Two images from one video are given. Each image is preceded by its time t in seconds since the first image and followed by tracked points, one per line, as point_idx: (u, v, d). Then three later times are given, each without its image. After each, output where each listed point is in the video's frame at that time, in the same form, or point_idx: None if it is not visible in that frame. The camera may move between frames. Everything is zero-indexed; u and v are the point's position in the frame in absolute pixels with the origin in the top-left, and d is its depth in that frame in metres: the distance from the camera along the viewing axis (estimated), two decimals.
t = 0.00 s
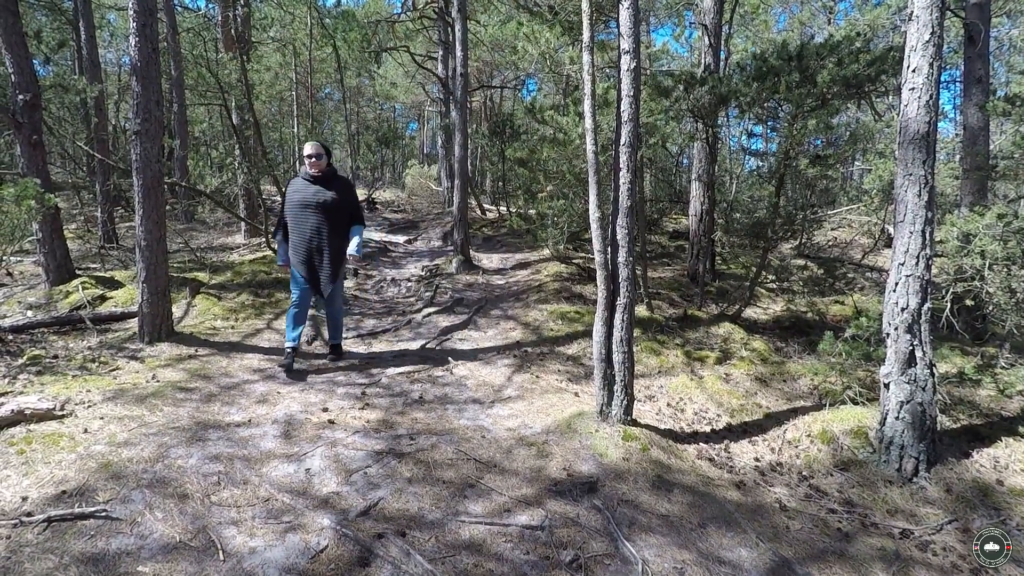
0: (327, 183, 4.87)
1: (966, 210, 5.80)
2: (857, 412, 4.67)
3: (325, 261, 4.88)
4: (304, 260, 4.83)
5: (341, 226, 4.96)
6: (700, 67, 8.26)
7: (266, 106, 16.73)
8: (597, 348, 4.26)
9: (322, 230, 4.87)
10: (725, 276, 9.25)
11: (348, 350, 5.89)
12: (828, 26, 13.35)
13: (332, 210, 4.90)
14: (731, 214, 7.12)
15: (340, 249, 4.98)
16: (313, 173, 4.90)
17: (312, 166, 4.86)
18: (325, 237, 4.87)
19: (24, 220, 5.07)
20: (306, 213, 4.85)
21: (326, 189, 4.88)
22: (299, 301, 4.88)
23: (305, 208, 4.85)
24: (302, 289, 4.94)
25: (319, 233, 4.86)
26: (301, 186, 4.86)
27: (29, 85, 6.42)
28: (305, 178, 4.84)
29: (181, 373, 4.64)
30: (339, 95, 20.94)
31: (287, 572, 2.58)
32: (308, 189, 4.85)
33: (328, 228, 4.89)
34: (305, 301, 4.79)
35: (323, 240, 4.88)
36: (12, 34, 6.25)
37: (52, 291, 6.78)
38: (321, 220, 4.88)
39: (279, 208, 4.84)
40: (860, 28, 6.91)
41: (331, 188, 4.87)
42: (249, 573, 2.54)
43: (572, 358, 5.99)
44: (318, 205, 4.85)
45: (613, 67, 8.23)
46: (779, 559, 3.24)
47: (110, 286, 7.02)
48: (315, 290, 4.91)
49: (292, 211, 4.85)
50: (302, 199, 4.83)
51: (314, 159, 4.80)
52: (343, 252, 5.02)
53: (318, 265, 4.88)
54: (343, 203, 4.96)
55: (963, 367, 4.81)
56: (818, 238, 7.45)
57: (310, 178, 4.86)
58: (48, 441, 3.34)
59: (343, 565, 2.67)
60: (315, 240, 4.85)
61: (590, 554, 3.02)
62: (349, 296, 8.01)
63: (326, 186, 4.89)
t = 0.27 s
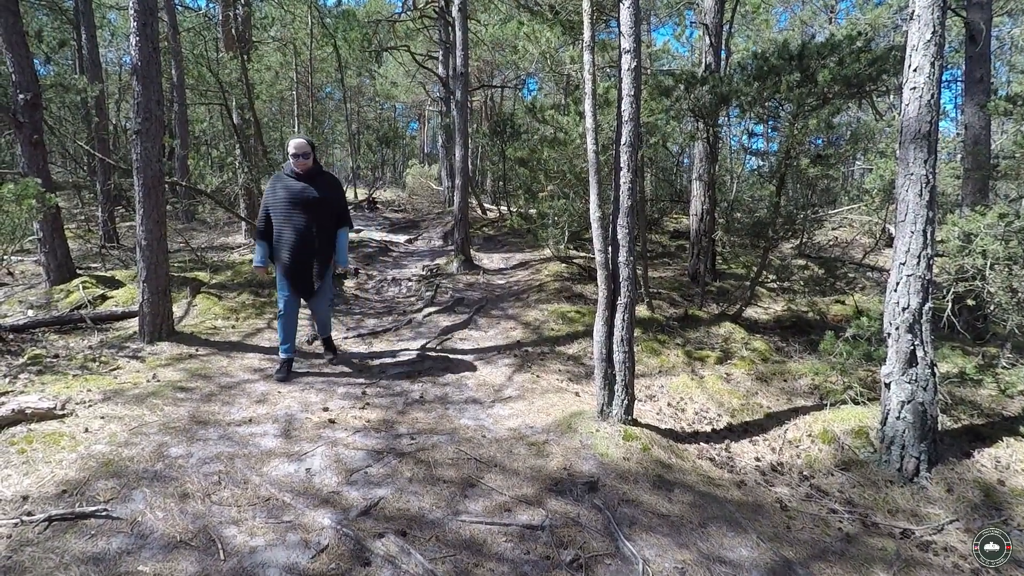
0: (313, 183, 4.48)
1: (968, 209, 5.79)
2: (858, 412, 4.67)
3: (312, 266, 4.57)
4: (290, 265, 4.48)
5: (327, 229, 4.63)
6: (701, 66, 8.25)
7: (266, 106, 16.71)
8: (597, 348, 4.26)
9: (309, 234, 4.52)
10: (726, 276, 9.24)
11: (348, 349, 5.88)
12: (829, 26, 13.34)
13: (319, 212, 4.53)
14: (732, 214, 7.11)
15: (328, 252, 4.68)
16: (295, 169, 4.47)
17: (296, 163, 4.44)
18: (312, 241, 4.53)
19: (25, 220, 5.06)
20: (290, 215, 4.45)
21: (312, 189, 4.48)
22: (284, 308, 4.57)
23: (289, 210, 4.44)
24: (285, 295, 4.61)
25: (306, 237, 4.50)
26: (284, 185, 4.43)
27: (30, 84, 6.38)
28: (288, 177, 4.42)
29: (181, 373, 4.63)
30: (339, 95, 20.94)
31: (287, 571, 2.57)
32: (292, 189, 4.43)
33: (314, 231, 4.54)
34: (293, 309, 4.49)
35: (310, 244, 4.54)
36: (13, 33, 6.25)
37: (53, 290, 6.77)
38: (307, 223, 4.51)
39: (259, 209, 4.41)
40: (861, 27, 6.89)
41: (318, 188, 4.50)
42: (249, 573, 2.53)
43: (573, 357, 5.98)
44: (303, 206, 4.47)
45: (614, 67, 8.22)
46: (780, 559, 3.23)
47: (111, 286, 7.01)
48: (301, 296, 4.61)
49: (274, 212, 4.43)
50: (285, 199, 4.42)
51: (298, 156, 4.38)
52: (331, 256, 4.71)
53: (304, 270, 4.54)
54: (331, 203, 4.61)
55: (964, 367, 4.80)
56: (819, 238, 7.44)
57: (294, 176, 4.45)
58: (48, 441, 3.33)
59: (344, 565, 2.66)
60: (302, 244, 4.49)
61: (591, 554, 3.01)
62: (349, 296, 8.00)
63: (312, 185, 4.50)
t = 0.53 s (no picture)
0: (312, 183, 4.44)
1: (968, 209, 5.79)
2: (858, 412, 4.67)
3: (314, 266, 4.44)
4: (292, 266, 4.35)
5: (327, 229, 4.54)
6: (701, 66, 8.25)
7: (266, 106, 16.71)
8: (597, 348, 4.26)
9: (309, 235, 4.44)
10: (726, 276, 9.23)
11: (348, 349, 5.88)
12: (829, 26, 13.33)
13: (319, 212, 4.47)
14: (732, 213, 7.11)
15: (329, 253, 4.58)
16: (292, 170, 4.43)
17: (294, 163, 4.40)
18: (313, 240, 4.43)
19: (25, 220, 5.06)
20: (289, 214, 4.35)
21: (311, 189, 4.43)
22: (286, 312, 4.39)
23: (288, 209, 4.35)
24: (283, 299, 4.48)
25: (306, 236, 4.40)
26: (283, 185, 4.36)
27: (29, 85, 6.39)
28: (286, 176, 4.35)
29: (181, 373, 4.63)
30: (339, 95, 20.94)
31: (288, 571, 2.57)
32: (290, 189, 4.38)
33: (315, 231, 4.45)
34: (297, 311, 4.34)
35: (311, 243, 4.44)
36: (12, 34, 6.25)
37: (53, 290, 6.77)
38: (306, 222, 4.42)
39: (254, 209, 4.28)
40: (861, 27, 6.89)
41: (318, 188, 4.45)
42: (249, 573, 2.53)
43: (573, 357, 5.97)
44: (303, 205, 4.40)
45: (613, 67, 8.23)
46: (780, 559, 3.23)
47: (111, 286, 7.01)
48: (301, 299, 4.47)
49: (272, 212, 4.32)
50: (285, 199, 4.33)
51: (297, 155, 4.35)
52: (331, 257, 4.62)
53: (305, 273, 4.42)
54: (329, 203, 4.56)
55: (964, 367, 4.80)
56: (819, 238, 7.44)
57: (291, 176, 4.40)
58: (48, 441, 3.33)
59: (344, 565, 2.66)
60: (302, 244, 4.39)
61: (591, 554, 3.01)
62: (349, 296, 8.00)
63: (311, 186, 4.46)
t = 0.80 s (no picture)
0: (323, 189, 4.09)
1: (969, 208, 5.79)
2: (858, 412, 4.66)
3: (325, 279, 4.16)
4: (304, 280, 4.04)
5: (338, 238, 4.23)
6: (701, 65, 8.24)
7: (267, 105, 16.71)
8: (598, 348, 4.26)
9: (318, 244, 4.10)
10: (726, 276, 9.23)
11: (348, 349, 5.88)
12: (830, 25, 13.32)
13: (331, 221, 4.15)
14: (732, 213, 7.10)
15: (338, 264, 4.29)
16: (303, 173, 4.06)
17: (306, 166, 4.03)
18: (325, 252, 4.13)
19: (25, 220, 5.06)
20: (301, 223, 4.00)
21: (324, 195, 4.09)
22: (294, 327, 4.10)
23: (300, 217, 3.99)
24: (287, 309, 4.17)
25: (317, 248, 4.08)
26: (295, 190, 3.99)
27: (30, 84, 6.39)
28: (298, 181, 3.99)
29: (181, 373, 4.63)
30: (340, 95, 20.95)
31: (288, 571, 2.57)
32: (302, 195, 4.01)
33: (326, 242, 4.14)
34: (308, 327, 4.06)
35: (323, 255, 4.13)
36: (13, 33, 6.25)
37: (53, 290, 6.77)
38: (319, 231, 4.09)
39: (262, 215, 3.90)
40: (862, 27, 6.89)
41: (331, 194, 4.12)
42: (250, 573, 2.54)
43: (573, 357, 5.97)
44: (317, 214, 4.05)
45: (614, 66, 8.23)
46: (780, 558, 3.23)
47: (111, 286, 7.01)
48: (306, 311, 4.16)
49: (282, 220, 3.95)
50: (297, 206, 3.98)
51: (312, 159, 3.97)
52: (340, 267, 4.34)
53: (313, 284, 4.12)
54: (340, 211, 4.24)
55: (964, 367, 4.80)
56: (819, 237, 7.44)
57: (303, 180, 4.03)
58: (49, 441, 3.33)
59: (344, 565, 2.66)
60: (315, 256, 4.08)
61: (592, 553, 3.01)
62: (349, 296, 8.00)
63: (323, 191, 4.11)
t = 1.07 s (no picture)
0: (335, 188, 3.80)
1: (970, 209, 5.79)
2: (858, 412, 4.66)
3: (333, 283, 3.86)
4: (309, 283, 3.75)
5: (350, 240, 3.93)
6: (702, 65, 8.24)
7: (267, 105, 16.71)
8: (598, 348, 4.26)
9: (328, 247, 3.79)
10: (727, 276, 9.23)
11: (349, 349, 5.89)
12: (830, 25, 13.32)
13: (341, 222, 3.85)
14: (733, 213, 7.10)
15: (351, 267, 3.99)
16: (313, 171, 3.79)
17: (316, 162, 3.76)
18: (336, 254, 3.83)
19: (26, 219, 5.07)
20: (308, 222, 3.72)
21: (335, 194, 3.81)
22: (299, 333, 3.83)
23: (307, 216, 3.71)
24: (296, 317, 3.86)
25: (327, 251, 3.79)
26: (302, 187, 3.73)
27: (31, 84, 6.41)
28: (307, 178, 3.72)
29: (182, 373, 4.63)
30: (340, 95, 20.98)
31: (288, 571, 2.57)
32: (310, 192, 3.73)
33: (336, 243, 3.84)
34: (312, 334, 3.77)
35: (332, 257, 3.83)
36: (14, 33, 6.27)
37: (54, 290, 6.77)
38: (328, 232, 3.79)
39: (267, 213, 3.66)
40: (862, 27, 6.88)
41: (342, 193, 3.83)
42: (250, 572, 2.54)
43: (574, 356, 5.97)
44: (326, 213, 3.76)
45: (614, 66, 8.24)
46: (780, 558, 3.23)
47: (112, 286, 7.01)
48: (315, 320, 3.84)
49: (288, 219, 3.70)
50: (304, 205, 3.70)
51: (322, 154, 3.70)
52: (353, 271, 4.04)
53: (322, 290, 3.81)
54: (354, 211, 3.94)
55: (965, 367, 4.80)
56: (819, 237, 7.44)
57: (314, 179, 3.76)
58: (50, 440, 3.34)
59: (344, 564, 2.66)
60: (322, 257, 3.78)
61: (592, 553, 3.01)
62: (350, 296, 8.01)
63: (334, 189, 3.83)
